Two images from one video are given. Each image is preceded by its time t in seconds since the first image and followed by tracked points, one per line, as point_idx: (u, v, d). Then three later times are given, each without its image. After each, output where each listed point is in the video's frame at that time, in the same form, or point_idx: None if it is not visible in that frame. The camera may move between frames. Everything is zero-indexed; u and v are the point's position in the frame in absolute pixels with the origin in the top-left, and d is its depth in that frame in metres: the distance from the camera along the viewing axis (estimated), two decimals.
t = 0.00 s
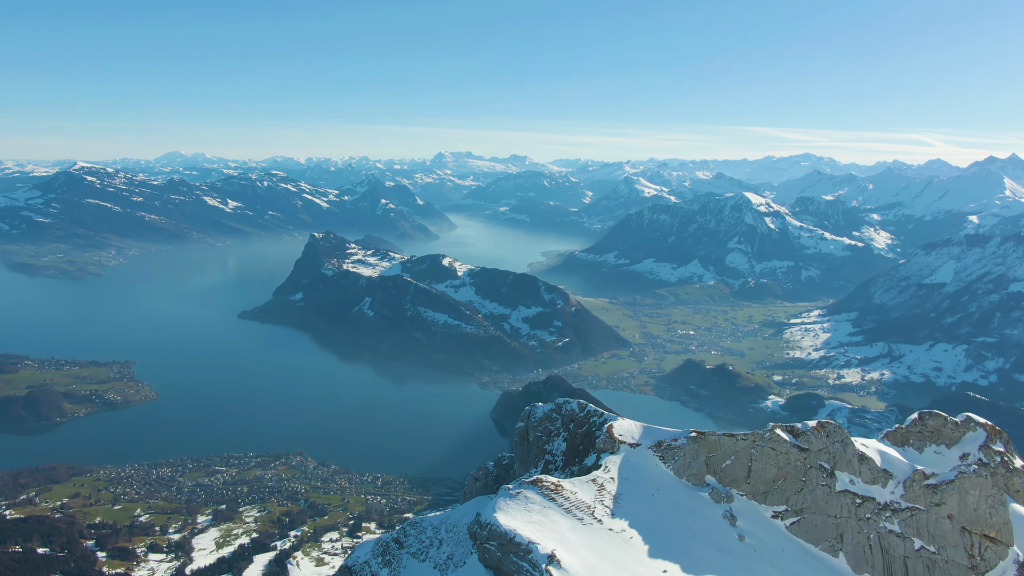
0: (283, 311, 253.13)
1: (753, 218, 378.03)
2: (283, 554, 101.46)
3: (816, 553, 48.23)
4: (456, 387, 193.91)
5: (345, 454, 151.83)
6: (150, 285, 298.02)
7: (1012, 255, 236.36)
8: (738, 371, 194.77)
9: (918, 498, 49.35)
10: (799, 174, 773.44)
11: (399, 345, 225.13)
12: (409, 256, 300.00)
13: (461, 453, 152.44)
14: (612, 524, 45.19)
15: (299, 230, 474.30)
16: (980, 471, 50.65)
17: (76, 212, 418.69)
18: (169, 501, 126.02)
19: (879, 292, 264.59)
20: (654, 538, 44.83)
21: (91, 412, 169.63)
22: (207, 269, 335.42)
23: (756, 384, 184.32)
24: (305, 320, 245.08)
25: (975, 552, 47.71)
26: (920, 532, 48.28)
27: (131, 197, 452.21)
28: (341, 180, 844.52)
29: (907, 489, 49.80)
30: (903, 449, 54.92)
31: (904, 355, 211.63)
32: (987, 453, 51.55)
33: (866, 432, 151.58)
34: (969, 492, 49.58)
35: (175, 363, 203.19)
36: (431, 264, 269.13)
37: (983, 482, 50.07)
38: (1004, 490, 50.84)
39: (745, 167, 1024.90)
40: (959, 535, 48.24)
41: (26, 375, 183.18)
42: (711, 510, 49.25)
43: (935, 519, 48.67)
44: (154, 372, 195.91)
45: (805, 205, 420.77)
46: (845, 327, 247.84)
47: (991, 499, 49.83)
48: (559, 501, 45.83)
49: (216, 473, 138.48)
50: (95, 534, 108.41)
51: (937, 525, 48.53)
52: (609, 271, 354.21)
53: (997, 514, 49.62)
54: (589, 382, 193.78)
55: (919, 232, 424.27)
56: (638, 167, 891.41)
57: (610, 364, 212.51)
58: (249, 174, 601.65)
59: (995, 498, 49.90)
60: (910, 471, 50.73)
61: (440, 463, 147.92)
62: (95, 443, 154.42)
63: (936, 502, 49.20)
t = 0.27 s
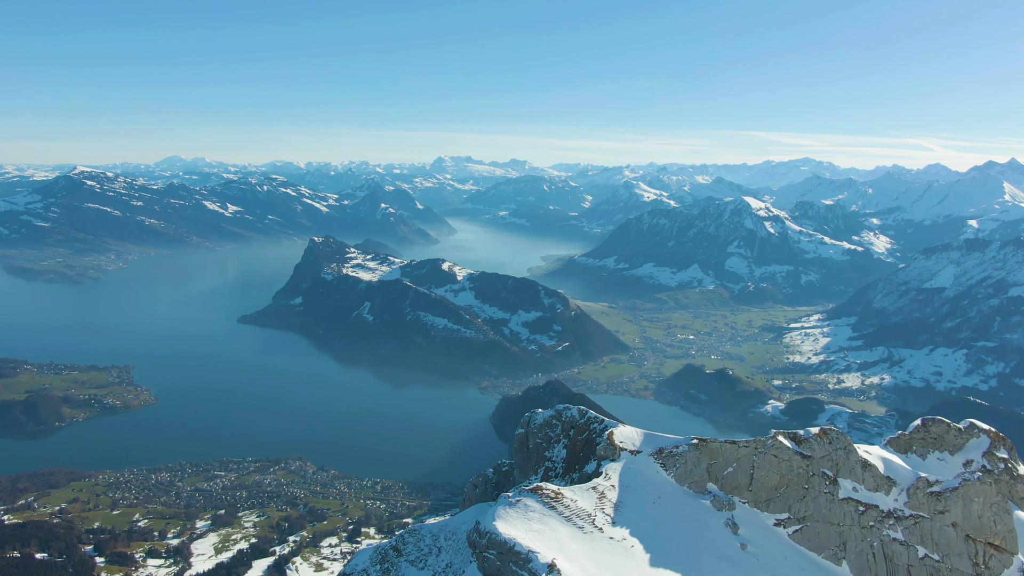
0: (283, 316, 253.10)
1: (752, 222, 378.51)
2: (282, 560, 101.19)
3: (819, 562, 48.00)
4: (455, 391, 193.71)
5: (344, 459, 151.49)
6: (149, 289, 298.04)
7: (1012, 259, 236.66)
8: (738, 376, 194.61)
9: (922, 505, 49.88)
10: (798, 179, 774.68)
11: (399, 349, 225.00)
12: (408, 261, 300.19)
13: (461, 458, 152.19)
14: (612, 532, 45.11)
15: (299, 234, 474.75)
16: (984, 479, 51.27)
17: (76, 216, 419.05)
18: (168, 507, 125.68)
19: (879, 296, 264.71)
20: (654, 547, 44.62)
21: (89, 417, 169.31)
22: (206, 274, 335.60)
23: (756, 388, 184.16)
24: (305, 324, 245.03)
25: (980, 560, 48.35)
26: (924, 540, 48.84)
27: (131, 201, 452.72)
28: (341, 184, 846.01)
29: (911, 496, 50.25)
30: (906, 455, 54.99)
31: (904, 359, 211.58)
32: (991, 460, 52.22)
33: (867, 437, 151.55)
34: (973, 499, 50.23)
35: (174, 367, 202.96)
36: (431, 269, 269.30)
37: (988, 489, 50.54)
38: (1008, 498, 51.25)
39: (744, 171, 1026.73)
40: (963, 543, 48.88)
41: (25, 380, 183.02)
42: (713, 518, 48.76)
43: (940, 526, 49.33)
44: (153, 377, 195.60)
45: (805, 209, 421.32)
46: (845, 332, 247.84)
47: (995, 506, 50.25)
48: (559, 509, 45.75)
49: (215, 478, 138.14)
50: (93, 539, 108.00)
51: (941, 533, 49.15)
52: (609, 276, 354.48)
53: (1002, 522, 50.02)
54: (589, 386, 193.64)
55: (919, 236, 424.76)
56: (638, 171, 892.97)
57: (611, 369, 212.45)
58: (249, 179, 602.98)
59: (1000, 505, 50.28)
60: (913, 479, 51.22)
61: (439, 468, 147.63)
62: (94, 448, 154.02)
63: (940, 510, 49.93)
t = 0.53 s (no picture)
0: (282, 320, 253.10)
1: (752, 227, 378.96)
2: (281, 565, 100.86)
3: (823, 570, 47.72)
4: (455, 396, 193.44)
5: (343, 463, 151.13)
6: (148, 294, 298.11)
7: (1012, 264, 236.73)
8: (738, 380, 194.39)
9: (925, 513, 49.76)
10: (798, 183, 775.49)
11: (398, 353, 224.86)
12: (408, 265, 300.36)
13: (461, 463, 151.77)
14: (614, 541, 45.00)
15: (299, 239, 475.13)
16: (988, 486, 51.05)
17: (76, 220, 419.38)
18: (166, 512, 125.29)
19: (879, 300, 264.70)
20: (657, 555, 44.56)
21: (88, 421, 169.00)
22: (206, 278, 335.75)
23: (756, 393, 183.90)
24: (304, 329, 244.97)
25: (984, 568, 48.02)
26: (928, 548, 48.59)
27: (131, 206, 453.30)
28: (340, 189, 846.98)
29: (914, 504, 50.26)
30: (910, 463, 55.89)
31: (904, 364, 211.41)
32: (996, 467, 52.03)
33: (867, 442, 151.45)
34: (977, 507, 49.90)
35: (173, 371, 202.75)
36: (431, 273, 269.47)
37: (991, 497, 50.27)
38: (1013, 505, 50.79)
39: (744, 176, 1028.40)
40: (967, 551, 48.56)
41: (24, 385, 182.81)
42: (715, 526, 48.68)
43: (943, 534, 49.08)
44: (152, 381, 195.38)
45: (804, 214, 421.70)
46: (845, 336, 247.73)
47: (999, 514, 50.10)
48: (559, 517, 45.68)
49: (214, 483, 137.82)
50: (91, 544, 107.66)
51: (945, 542, 48.86)
52: (608, 280, 354.53)
53: (1006, 530, 49.93)
54: (589, 391, 193.34)
55: (918, 240, 425.01)
56: (638, 176, 894.23)
57: (610, 373, 212.21)
58: (249, 183, 604.14)
59: (1004, 513, 50.10)
60: (916, 487, 51.32)
61: (439, 473, 147.28)
62: (92, 452, 153.63)
63: (943, 518, 49.62)
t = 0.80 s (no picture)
0: (282, 325, 253.00)
1: (752, 231, 379.32)
2: (280, 570, 100.58)
3: None
4: (455, 401, 193.18)
5: (343, 468, 150.89)
6: (148, 298, 298.18)
7: (1011, 268, 237.08)
8: (738, 385, 194.25)
9: (930, 521, 49.89)
10: (797, 188, 776.39)
11: (398, 358, 224.77)
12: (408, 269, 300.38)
13: (460, 467, 151.53)
14: (615, 550, 44.87)
15: (298, 243, 475.65)
16: (993, 494, 51.01)
17: (76, 225, 419.88)
18: (165, 516, 125.08)
19: (879, 305, 264.82)
20: (659, 563, 44.50)
21: (87, 426, 168.74)
22: (206, 283, 335.87)
23: (756, 398, 183.69)
24: (304, 333, 244.81)
25: None
26: (932, 556, 48.73)
27: (130, 210, 453.71)
28: (340, 193, 848.10)
29: (918, 512, 50.24)
30: (913, 469, 54.42)
31: (904, 369, 211.42)
32: (1000, 474, 51.82)
33: (867, 447, 151.48)
34: (981, 515, 50.25)
35: (173, 376, 202.59)
36: (430, 277, 269.67)
37: (996, 504, 50.46)
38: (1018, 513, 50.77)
39: (743, 181, 1031.28)
40: (971, 559, 48.74)
41: (23, 389, 182.57)
42: (718, 535, 48.47)
43: (948, 542, 49.24)
44: (152, 385, 195.13)
45: (804, 218, 422.16)
46: (844, 341, 247.76)
47: (1004, 522, 50.10)
48: (559, 525, 45.60)
49: (213, 488, 137.64)
50: (90, 549, 107.47)
51: (950, 550, 49.04)
52: (608, 284, 354.82)
53: (1010, 537, 49.88)
54: (589, 395, 192.98)
55: (918, 245, 425.68)
56: (637, 180, 895.79)
57: (610, 378, 212.12)
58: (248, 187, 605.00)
59: (1009, 521, 50.08)
60: (920, 494, 51.21)
61: (438, 477, 147.08)
62: (91, 457, 153.39)
63: (948, 526, 49.97)
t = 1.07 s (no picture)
0: (281, 329, 252.96)
1: (751, 236, 379.61)
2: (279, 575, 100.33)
3: None
4: (454, 405, 193.00)
5: (342, 473, 150.62)
6: (147, 302, 298.26)
7: (1011, 273, 237.28)
8: (738, 390, 194.08)
9: (934, 529, 49.75)
10: (797, 193, 777.03)
11: (397, 362, 224.64)
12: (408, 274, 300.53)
13: (460, 472, 151.23)
14: (616, 558, 44.75)
15: (298, 248, 475.99)
16: (997, 501, 50.72)
17: (75, 229, 420.20)
18: (164, 521, 124.93)
19: (879, 309, 264.71)
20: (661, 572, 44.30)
21: (86, 430, 168.54)
22: (206, 287, 335.91)
23: (756, 402, 183.51)
24: (303, 338, 244.81)
25: None
26: (937, 564, 48.57)
27: (130, 215, 454.23)
28: (340, 198, 849.07)
29: (922, 520, 50.26)
30: (916, 476, 54.95)
31: (904, 373, 211.13)
32: (1003, 481, 51.45)
33: (867, 452, 151.38)
34: (986, 523, 49.78)
35: (172, 381, 202.42)
36: (430, 282, 269.77)
37: (1001, 512, 50.10)
38: None
39: (742, 185, 1032.53)
40: (976, 567, 48.55)
41: (22, 394, 182.32)
42: (720, 543, 48.33)
43: (952, 550, 49.07)
44: (151, 390, 194.96)
45: (804, 223, 422.68)
46: (844, 346, 247.62)
47: (1009, 530, 49.58)
48: (560, 534, 45.68)
49: (212, 492, 137.44)
50: (88, 555, 107.39)
51: (954, 558, 48.87)
52: (608, 289, 354.81)
53: (1016, 546, 49.25)
54: (589, 400, 192.84)
55: (917, 249, 425.96)
56: (637, 185, 897.36)
57: (610, 383, 211.95)
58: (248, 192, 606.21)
59: (1014, 529, 49.53)
60: (924, 501, 51.23)
61: (438, 482, 146.83)
62: (90, 462, 153.16)
63: (952, 534, 49.74)
